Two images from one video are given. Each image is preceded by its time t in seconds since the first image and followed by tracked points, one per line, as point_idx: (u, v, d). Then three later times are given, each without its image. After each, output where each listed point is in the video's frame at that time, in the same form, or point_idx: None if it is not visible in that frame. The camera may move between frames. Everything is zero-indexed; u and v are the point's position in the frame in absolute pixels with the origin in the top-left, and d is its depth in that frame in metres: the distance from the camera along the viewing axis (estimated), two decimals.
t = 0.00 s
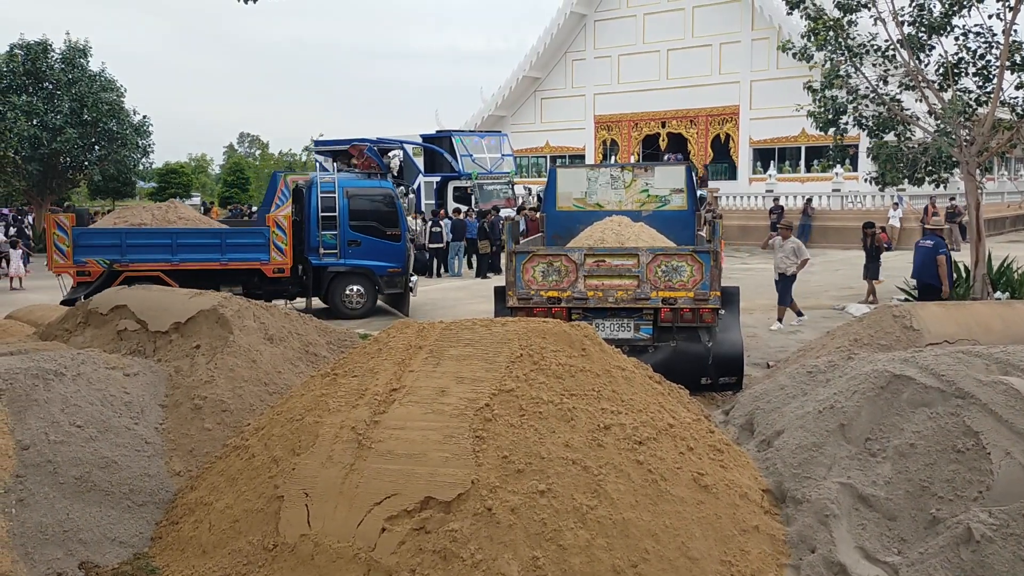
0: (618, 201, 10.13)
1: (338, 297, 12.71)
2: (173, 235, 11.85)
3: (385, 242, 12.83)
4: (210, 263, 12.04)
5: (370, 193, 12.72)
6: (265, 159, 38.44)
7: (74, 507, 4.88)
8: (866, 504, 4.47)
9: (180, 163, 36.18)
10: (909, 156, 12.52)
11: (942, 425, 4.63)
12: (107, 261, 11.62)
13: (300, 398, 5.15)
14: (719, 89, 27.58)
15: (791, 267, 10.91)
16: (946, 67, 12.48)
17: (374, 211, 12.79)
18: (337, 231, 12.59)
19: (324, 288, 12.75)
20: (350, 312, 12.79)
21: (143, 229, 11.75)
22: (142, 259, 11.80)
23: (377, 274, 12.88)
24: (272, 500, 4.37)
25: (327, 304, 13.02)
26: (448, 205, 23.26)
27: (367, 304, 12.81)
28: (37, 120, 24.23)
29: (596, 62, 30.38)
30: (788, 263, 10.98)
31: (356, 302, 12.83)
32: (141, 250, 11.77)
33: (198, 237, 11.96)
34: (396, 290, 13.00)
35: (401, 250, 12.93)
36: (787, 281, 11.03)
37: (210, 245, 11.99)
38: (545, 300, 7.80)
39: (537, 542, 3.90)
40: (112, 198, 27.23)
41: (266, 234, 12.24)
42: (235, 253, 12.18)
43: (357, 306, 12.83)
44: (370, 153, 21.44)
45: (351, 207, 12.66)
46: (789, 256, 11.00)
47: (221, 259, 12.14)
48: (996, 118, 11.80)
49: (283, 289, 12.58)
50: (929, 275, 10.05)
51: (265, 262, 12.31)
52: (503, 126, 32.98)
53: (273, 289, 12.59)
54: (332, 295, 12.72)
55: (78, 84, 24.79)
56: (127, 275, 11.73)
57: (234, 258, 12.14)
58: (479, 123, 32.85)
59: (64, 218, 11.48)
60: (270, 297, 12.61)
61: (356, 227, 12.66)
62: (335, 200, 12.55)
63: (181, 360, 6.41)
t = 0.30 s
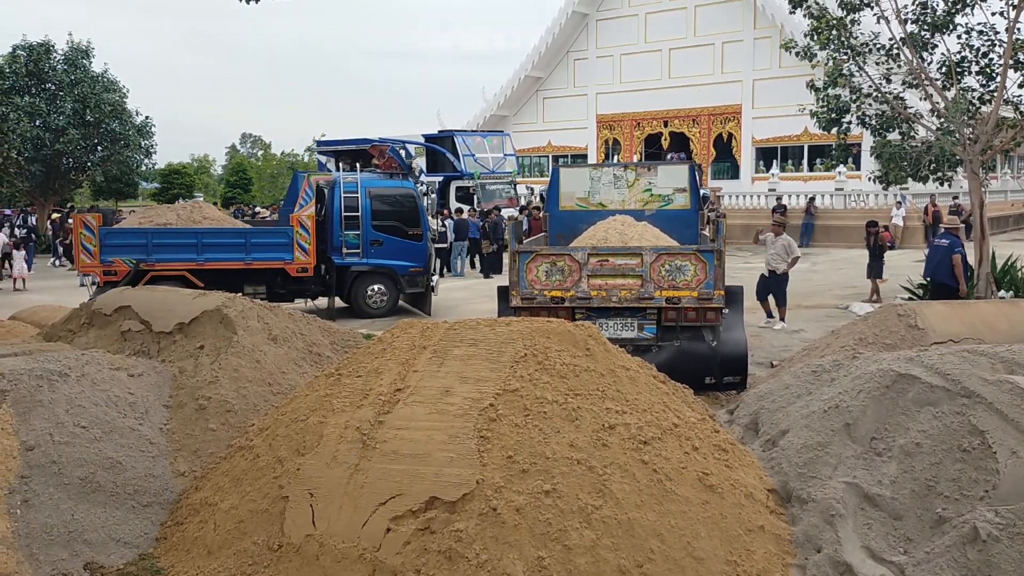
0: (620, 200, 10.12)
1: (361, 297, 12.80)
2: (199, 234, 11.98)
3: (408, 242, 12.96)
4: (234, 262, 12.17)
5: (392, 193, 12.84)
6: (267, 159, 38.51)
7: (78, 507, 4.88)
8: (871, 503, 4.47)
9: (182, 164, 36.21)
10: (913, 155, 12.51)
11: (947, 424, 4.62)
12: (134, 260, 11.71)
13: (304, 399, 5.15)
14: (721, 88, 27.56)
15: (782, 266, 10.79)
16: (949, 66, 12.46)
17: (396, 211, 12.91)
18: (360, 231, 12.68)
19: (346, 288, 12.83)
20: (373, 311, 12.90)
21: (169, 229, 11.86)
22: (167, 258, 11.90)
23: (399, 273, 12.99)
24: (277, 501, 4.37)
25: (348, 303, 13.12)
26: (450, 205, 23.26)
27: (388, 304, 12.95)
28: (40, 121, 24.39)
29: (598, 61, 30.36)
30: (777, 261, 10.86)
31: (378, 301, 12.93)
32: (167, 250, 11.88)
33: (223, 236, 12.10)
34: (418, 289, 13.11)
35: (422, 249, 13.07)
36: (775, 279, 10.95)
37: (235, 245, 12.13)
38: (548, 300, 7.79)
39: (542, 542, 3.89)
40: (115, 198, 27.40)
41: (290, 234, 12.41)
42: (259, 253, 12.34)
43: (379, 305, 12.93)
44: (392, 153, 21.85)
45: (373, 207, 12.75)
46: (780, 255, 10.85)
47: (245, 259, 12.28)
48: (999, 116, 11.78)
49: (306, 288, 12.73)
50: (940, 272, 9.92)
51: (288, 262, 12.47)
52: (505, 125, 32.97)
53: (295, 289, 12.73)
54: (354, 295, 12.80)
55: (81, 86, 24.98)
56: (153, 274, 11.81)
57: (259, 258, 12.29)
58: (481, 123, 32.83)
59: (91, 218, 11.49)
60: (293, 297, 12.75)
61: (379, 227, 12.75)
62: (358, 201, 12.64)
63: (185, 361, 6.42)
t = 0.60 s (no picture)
0: (620, 200, 10.12)
1: (379, 297, 12.89)
2: (218, 234, 12.13)
3: (426, 241, 13.00)
4: (254, 262, 12.29)
5: (409, 192, 12.94)
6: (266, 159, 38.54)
7: (77, 508, 4.87)
8: (871, 503, 4.47)
9: (181, 165, 36.14)
10: (911, 155, 12.52)
11: (947, 424, 4.62)
12: (155, 260, 11.92)
13: (304, 399, 5.14)
14: (720, 89, 27.56)
15: (766, 269, 10.42)
16: (948, 65, 12.48)
17: (414, 211, 12.97)
18: (378, 231, 12.72)
19: (365, 288, 12.90)
20: (392, 310, 13.00)
21: (190, 229, 12.03)
22: (188, 258, 12.08)
23: (417, 272, 13.01)
24: (276, 501, 4.36)
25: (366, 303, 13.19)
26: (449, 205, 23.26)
27: (406, 303, 12.97)
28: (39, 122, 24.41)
29: (597, 61, 30.36)
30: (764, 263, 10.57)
31: (396, 301, 13.01)
32: (187, 249, 12.05)
33: (242, 236, 12.23)
34: (436, 288, 13.10)
35: (440, 248, 13.06)
36: (760, 281, 10.62)
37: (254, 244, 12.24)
38: (548, 300, 7.78)
39: (542, 542, 3.89)
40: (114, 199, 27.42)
41: (310, 234, 12.43)
42: (278, 252, 12.41)
43: (398, 304, 13.02)
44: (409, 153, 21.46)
45: (391, 207, 12.82)
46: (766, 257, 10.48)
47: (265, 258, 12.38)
48: (998, 116, 11.79)
49: (325, 287, 12.78)
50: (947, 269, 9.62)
51: (307, 260, 12.51)
52: (504, 126, 32.97)
53: (315, 287, 12.79)
54: (373, 295, 12.88)
55: (79, 86, 25.00)
56: (174, 274, 12.00)
57: (278, 257, 12.38)
58: (480, 123, 32.82)
59: (112, 218, 11.71)
60: (313, 295, 12.84)
61: (396, 226, 12.80)
62: (376, 200, 12.73)
63: (184, 361, 6.41)
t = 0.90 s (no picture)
0: (618, 202, 10.12)
1: (396, 297, 12.98)
2: (238, 235, 12.24)
3: (441, 241, 13.17)
4: (273, 262, 12.42)
5: (426, 193, 13.08)
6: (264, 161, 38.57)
7: (74, 510, 4.86)
8: (868, 504, 4.47)
9: (178, 166, 36.10)
10: (908, 157, 12.54)
11: (944, 425, 4.63)
12: (175, 261, 12.03)
13: (301, 401, 5.14)
14: (717, 90, 27.59)
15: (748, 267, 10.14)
16: (945, 67, 12.50)
17: (429, 212, 13.11)
18: (395, 231, 12.86)
19: (381, 289, 13.01)
20: (409, 311, 13.10)
21: (209, 230, 12.14)
22: (208, 259, 12.19)
23: (433, 272, 13.18)
24: (274, 504, 4.36)
25: (382, 303, 13.30)
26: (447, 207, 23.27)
27: (422, 303, 13.11)
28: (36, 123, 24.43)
29: (595, 63, 30.37)
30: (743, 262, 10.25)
31: (413, 301, 13.11)
32: (207, 250, 12.17)
33: (262, 237, 12.33)
34: (450, 289, 13.31)
35: (456, 249, 13.28)
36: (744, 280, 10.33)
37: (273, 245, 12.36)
38: (546, 301, 7.78)
39: (539, 544, 3.88)
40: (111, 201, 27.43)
41: (327, 234, 12.63)
42: (297, 253, 12.56)
43: (415, 304, 13.12)
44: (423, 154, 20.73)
45: (407, 208, 12.93)
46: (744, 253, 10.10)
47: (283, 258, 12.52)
48: (995, 118, 11.80)
49: (342, 288, 12.96)
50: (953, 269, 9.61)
51: (325, 261, 12.68)
52: (502, 127, 32.98)
53: (330, 288, 12.97)
54: (391, 295, 12.98)
55: (76, 88, 25.05)
56: (193, 275, 12.13)
57: (296, 257, 12.51)
58: (478, 125, 32.82)
59: (133, 218, 11.84)
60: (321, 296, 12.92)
61: (413, 227, 12.95)
62: (394, 201, 12.84)
63: (181, 363, 6.41)
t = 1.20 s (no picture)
0: (617, 200, 10.13)
1: (413, 296, 13.07)
2: (258, 232, 12.34)
3: (457, 239, 13.24)
4: (293, 259, 12.54)
5: (444, 192, 13.10)
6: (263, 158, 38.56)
7: (73, 507, 4.86)
8: (867, 503, 4.47)
9: (178, 163, 36.09)
10: (908, 156, 12.55)
11: (943, 424, 4.63)
12: (197, 257, 12.07)
13: (301, 398, 5.13)
14: (718, 89, 27.56)
15: (740, 267, 9.97)
16: (945, 66, 12.49)
17: (446, 209, 13.14)
18: (412, 229, 12.92)
19: (399, 286, 13.09)
20: (426, 308, 13.19)
21: (230, 226, 12.23)
22: (228, 255, 12.26)
23: (450, 270, 13.26)
24: (273, 500, 4.36)
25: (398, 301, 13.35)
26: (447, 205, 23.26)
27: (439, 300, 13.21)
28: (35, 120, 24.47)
29: (595, 61, 30.33)
30: (733, 262, 10.07)
31: (430, 298, 13.20)
32: (227, 247, 12.25)
33: (282, 234, 12.44)
34: (467, 286, 13.43)
35: (472, 247, 13.36)
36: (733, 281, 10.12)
37: (293, 242, 12.46)
38: (546, 299, 7.79)
39: (538, 541, 3.88)
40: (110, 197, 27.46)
41: (346, 232, 12.74)
42: (316, 250, 12.67)
43: (431, 301, 13.21)
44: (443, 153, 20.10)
45: (425, 205, 12.95)
46: (736, 254, 9.92)
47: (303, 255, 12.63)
48: (995, 117, 11.80)
49: (359, 285, 13.10)
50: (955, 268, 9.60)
51: (344, 258, 12.80)
52: (502, 125, 32.95)
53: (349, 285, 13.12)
54: (408, 293, 13.06)
55: (76, 84, 25.12)
56: (214, 271, 12.18)
57: (315, 255, 12.63)
58: (478, 122, 32.80)
59: (155, 214, 11.84)
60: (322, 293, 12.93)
61: (430, 225, 12.98)
62: (411, 199, 12.86)
63: (181, 360, 6.41)
